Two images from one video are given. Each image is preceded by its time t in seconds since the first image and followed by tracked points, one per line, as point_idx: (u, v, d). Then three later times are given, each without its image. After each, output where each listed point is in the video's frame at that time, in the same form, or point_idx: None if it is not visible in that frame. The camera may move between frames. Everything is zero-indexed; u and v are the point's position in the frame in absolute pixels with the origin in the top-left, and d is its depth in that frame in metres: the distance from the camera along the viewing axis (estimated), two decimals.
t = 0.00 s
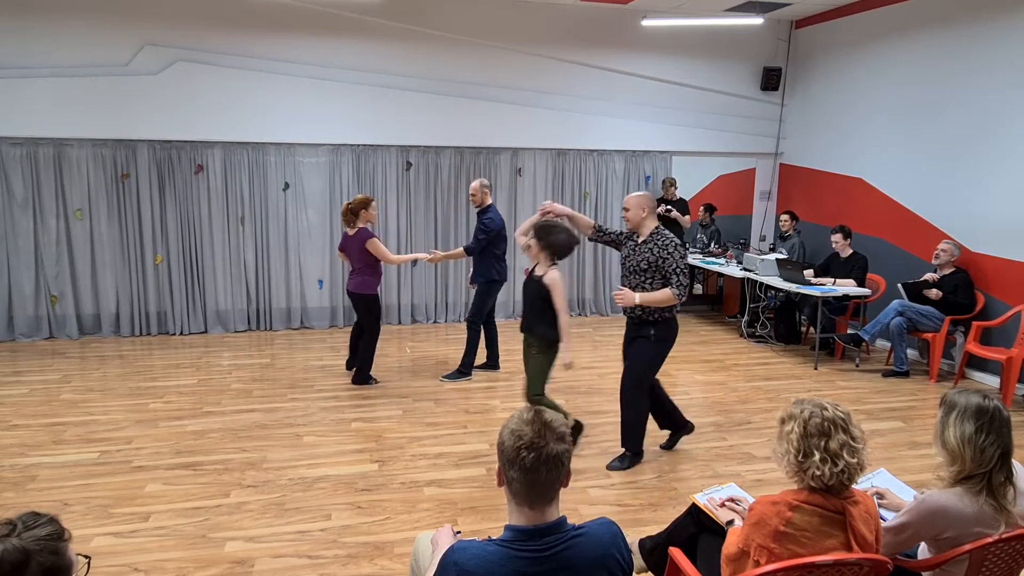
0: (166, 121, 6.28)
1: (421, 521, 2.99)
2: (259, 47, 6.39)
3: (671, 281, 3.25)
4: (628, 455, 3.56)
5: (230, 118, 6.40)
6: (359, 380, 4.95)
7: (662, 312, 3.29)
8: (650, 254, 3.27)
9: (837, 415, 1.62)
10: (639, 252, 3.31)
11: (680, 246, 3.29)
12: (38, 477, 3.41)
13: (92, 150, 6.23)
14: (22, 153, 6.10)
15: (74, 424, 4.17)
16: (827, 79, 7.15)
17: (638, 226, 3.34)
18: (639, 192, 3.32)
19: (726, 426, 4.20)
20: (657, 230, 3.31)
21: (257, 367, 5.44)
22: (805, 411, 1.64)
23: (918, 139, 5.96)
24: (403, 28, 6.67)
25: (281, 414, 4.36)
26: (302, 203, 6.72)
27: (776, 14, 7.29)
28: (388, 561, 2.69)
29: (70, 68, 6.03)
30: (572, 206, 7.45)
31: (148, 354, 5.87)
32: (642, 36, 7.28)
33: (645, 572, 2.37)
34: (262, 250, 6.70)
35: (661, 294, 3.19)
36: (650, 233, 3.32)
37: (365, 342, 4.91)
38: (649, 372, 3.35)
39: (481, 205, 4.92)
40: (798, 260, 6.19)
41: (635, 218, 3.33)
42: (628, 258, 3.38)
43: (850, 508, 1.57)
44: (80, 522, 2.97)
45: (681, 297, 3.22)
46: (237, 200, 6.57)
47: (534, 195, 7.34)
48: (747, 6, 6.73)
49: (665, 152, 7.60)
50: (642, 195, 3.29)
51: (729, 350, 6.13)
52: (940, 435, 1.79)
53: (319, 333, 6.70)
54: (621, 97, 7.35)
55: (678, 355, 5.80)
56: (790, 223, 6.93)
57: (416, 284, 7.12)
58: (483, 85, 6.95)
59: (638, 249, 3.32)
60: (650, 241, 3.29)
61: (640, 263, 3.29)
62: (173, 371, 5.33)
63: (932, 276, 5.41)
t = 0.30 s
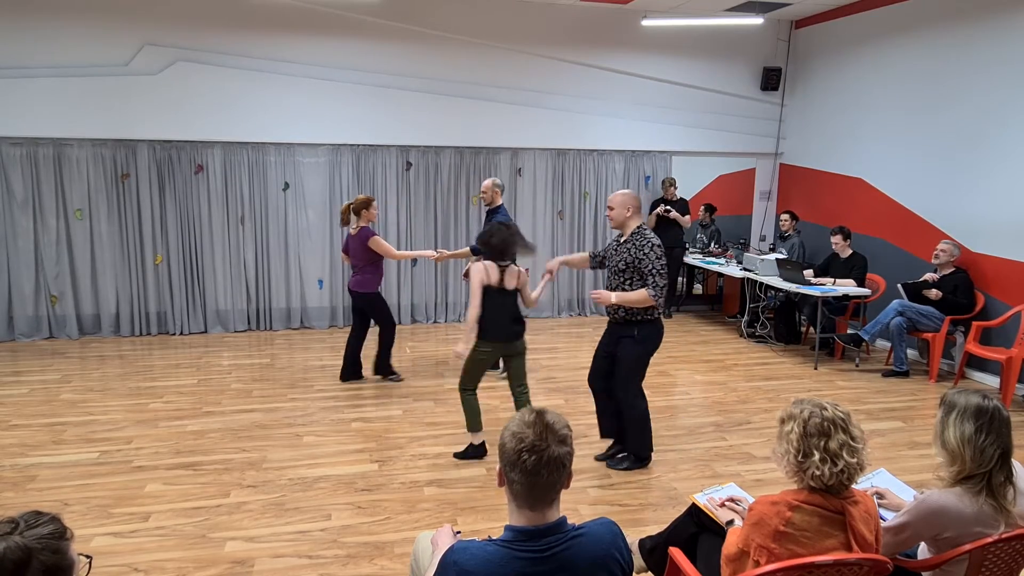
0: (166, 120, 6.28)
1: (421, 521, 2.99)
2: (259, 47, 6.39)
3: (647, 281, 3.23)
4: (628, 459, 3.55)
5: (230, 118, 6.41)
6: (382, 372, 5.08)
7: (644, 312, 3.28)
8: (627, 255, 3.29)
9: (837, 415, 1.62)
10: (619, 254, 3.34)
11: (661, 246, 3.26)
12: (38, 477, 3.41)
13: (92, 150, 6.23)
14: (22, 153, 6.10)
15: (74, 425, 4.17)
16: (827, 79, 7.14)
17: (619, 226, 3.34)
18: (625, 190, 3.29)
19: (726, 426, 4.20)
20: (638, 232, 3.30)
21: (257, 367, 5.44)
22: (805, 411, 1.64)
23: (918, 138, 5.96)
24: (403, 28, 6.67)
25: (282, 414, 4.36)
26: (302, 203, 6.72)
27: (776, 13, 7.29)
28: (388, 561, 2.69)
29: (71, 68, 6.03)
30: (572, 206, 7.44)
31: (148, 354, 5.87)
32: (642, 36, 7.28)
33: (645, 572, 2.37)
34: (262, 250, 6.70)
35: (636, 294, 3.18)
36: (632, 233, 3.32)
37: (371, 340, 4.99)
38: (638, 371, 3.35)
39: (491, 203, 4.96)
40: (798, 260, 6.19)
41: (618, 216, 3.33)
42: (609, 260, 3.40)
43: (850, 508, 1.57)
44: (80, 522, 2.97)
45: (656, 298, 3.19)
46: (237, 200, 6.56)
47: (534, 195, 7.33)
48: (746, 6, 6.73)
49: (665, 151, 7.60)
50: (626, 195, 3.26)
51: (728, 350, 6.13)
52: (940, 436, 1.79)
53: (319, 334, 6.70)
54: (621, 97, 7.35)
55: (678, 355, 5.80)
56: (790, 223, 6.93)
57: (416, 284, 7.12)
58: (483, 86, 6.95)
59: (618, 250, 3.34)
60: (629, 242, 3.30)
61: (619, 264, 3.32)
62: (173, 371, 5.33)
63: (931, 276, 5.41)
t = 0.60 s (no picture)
0: (167, 121, 6.28)
1: (421, 521, 3.00)
2: (259, 47, 6.39)
3: (627, 281, 3.23)
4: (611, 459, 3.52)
5: (231, 118, 6.41)
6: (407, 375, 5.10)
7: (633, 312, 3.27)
8: (615, 254, 3.29)
9: (837, 415, 1.62)
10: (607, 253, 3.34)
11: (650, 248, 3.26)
12: (38, 478, 3.41)
13: (92, 150, 6.22)
14: (22, 153, 6.10)
15: (74, 425, 4.17)
16: (826, 79, 7.14)
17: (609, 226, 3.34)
18: (617, 190, 3.31)
19: (726, 426, 4.20)
20: (628, 232, 3.30)
21: (257, 367, 5.44)
22: (805, 411, 1.64)
23: (918, 139, 5.96)
24: (403, 28, 6.67)
25: (282, 414, 4.36)
26: (302, 203, 6.72)
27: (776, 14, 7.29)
28: (388, 561, 2.69)
29: (71, 67, 6.04)
30: (572, 206, 7.44)
31: (148, 354, 5.87)
32: (642, 36, 7.28)
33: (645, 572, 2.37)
34: (262, 250, 6.70)
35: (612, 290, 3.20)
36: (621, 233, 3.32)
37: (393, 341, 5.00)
38: (623, 371, 3.35)
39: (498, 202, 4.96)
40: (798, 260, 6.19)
41: (610, 216, 3.32)
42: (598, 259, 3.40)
43: (850, 508, 1.57)
44: (80, 522, 2.98)
45: (629, 297, 3.20)
46: (237, 201, 6.56)
47: (535, 194, 7.33)
48: (746, 6, 6.73)
49: (665, 151, 7.60)
50: (619, 195, 3.28)
51: (728, 350, 6.13)
52: (940, 436, 1.79)
53: (319, 334, 6.70)
54: (621, 97, 7.35)
55: (678, 356, 5.81)
56: (789, 223, 6.94)
57: (417, 284, 7.12)
58: (483, 86, 6.95)
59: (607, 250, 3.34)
60: (618, 242, 3.30)
61: (607, 263, 3.32)
62: (173, 371, 5.33)
63: (931, 277, 5.41)
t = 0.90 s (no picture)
0: (167, 121, 6.28)
1: (421, 521, 3.00)
2: (259, 47, 6.39)
3: (630, 281, 3.25)
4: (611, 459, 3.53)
5: (231, 118, 6.41)
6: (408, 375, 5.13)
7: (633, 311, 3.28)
8: (617, 255, 3.28)
9: (837, 415, 1.62)
10: (605, 254, 3.32)
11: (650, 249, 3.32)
12: (38, 478, 3.41)
13: (92, 150, 6.22)
14: (22, 153, 6.10)
15: (75, 425, 4.17)
16: (827, 79, 7.14)
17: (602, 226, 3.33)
18: (611, 190, 3.29)
19: (726, 426, 4.20)
20: (624, 232, 3.31)
21: (257, 367, 5.44)
22: (805, 411, 1.64)
23: (918, 139, 5.96)
24: (403, 28, 6.67)
25: (282, 414, 4.36)
26: (302, 202, 6.72)
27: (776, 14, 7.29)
28: (388, 561, 2.69)
29: (71, 67, 6.04)
30: (572, 206, 7.43)
31: (148, 354, 5.87)
32: (642, 36, 7.28)
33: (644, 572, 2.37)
34: (262, 250, 6.70)
35: (619, 291, 3.20)
36: (618, 233, 3.32)
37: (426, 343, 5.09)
38: (622, 370, 3.35)
39: (506, 203, 4.96)
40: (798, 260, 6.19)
41: (603, 216, 3.30)
42: (593, 259, 3.38)
43: (850, 508, 1.57)
44: (81, 522, 2.98)
45: (635, 297, 3.22)
46: (237, 201, 6.56)
47: (535, 194, 7.33)
48: (746, 6, 6.73)
49: (665, 151, 7.60)
50: (612, 195, 3.26)
51: (728, 350, 6.13)
52: (940, 436, 1.79)
53: (319, 334, 6.70)
54: (621, 97, 7.35)
55: (678, 355, 5.81)
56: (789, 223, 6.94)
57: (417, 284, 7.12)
58: (483, 86, 6.95)
59: (604, 251, 3.33)
60: (615, 242, 3.30)
61: (607, 264, 3.31)
62: (173, 371, 5.33)
63: (932, 276, 5.41)
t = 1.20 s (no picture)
0: (167, 121, 6.28)
1: (421, 521, 3.00)
2: (260, 47, 6.39)
3: (645, 281, 3.42)
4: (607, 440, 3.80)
5: (232, 118, 6.41)
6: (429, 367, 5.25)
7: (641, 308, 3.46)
8: (628, 256, 3.41)
9: (837, 415, 1.62)
10: (616, 255, 3.40)
11: (649, 250, 3.54)
12: (38, 478, 3.41)
13: (92, 150, 6.22)
14: (22, 153, 6.10)
15: (74, 425, 4.16)
16: (827, 79, 7.14)
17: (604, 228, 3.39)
18: (609, 192, 3.35)
19: (726, 426, 4.20)
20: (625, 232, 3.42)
21: (257, 367, 5.44)
22: (805, 411, 1.64)
23: (918, 138, 5.96)
24: (403, 28, 6.67)
25: (282, 414, 4.36)
26: (302, 202, 6.72)
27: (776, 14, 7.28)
28: (388, 561, 2.69)
29: (71, 67, 6.04)
30: (572, 206, 7.43)
31: (148, 354, 5.87)
32: (642, 36, 7.28)
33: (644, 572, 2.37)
34: (262, 250, 6.70)
35: (638, 290, 3.35)
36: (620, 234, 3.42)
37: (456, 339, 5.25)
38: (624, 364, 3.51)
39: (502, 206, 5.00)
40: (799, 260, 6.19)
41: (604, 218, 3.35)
42: (599, 258, 3.43)
43: (850, 508, 1.57)
44: (81, 522, 2.98)
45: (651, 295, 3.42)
46: (237, 201, 6.56)
47: (535, 194, 7.33)
48: (747, 6, 6.73)
49: (665, 151, 7.60)
50: (613, 196, 3.32)
51: (728, 350, 6.12)
52: (940, 436, 1.79)
53: (319, 334, 6.70)
54: (622, 97, 7.35)
55: (678, 355, 5.80)
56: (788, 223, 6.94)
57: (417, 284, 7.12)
58: (484, 86, 6.95)
59: (611, 252, 3.41)
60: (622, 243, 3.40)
61: (622, 265, 3.39)
62: (173, 371, 5.33)
63: (932, 276, 5.41)
